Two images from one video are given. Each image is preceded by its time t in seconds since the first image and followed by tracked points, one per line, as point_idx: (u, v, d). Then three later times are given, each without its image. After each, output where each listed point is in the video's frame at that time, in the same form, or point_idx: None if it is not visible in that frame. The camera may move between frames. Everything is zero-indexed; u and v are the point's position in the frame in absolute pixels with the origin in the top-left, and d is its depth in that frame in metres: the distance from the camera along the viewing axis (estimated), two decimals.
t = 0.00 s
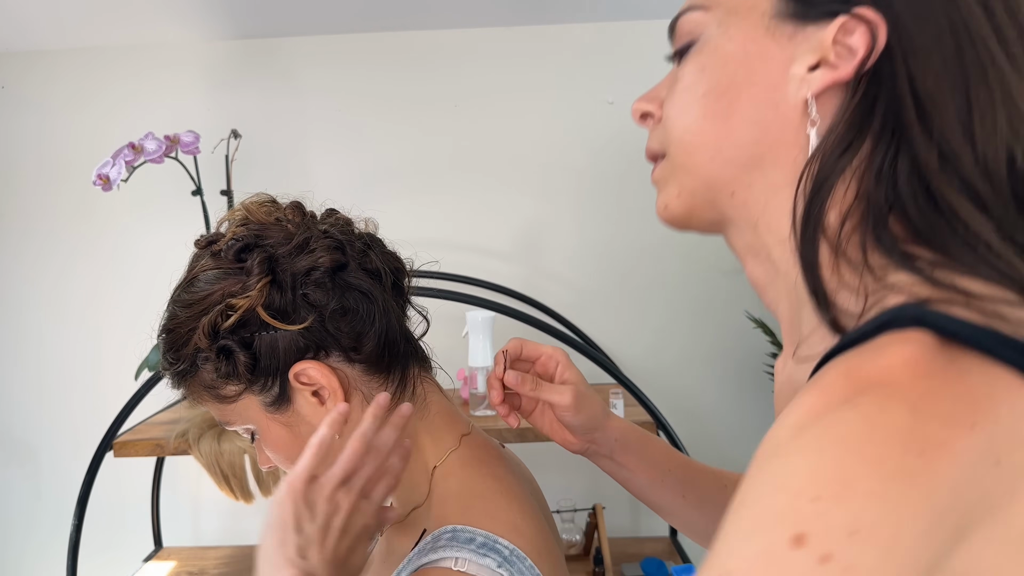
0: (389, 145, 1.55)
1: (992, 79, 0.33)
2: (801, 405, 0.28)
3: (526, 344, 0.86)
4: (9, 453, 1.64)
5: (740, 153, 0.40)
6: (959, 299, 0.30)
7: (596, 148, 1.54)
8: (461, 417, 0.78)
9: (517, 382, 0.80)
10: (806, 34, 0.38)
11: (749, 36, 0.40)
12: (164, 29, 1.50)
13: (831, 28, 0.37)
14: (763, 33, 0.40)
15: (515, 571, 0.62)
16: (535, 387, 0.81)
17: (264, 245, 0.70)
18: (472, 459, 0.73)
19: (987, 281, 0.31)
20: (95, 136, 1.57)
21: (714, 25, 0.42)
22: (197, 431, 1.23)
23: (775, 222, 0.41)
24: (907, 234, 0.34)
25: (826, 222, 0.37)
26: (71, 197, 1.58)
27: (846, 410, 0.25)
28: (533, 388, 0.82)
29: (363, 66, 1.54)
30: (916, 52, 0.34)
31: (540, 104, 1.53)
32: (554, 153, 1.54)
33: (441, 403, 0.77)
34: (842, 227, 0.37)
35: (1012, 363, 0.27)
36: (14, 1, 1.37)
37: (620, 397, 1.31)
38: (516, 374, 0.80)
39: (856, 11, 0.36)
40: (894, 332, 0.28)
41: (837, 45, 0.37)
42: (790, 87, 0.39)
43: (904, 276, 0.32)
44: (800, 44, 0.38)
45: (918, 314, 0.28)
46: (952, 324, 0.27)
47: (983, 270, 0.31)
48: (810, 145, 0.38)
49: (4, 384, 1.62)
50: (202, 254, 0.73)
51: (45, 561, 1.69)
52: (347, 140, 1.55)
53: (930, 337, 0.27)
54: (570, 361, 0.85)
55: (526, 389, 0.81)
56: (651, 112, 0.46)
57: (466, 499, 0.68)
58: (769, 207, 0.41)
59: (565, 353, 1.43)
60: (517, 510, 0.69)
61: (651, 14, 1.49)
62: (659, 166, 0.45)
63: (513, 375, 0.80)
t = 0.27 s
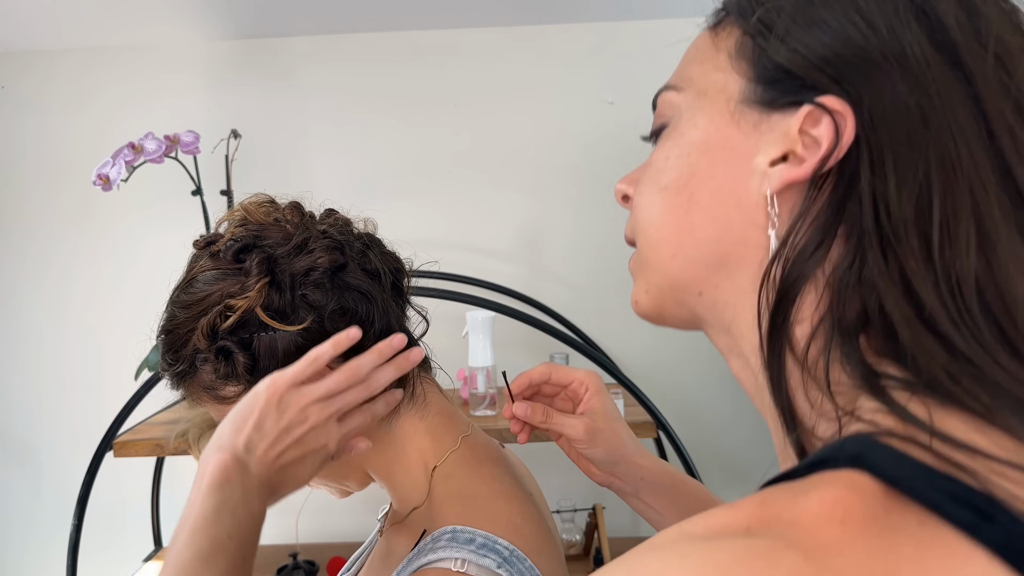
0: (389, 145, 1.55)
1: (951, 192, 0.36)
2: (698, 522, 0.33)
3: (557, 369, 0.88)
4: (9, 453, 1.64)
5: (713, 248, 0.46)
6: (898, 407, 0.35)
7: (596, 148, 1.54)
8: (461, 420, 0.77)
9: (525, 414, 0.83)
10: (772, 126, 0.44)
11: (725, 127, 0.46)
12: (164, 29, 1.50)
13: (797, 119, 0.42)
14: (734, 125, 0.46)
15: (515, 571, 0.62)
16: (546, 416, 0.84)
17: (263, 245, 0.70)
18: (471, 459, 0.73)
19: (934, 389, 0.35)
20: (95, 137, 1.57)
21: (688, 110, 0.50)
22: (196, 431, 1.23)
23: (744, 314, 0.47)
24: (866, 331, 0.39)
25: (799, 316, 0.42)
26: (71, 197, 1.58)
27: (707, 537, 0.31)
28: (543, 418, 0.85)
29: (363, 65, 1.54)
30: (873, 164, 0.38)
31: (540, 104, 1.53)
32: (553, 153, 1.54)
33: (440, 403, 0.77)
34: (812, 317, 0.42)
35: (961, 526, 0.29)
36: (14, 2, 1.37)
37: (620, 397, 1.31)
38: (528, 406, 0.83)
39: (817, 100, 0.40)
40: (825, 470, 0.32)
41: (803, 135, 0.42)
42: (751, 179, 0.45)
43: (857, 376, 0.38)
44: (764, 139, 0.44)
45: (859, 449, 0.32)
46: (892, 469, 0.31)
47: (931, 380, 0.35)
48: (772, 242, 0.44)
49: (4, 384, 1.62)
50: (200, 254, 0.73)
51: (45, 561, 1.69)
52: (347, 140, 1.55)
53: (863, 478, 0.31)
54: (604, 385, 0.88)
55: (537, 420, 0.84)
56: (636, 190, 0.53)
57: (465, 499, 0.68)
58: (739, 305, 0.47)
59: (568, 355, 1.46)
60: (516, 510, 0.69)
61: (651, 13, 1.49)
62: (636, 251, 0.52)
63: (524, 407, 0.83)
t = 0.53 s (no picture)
0: (389, 145, 1.55)
1: (930, 241, 0.36)
2: (678, 546, 0.33)
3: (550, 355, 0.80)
4: (9, 453, 1.64)
5: (691, 287, 0.48)
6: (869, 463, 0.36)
7: (597, 148, 1.53)
8: (457, 421, 0.77)
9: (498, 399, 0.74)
10: (753, 160, 0.45)
11: (705, 164, 0.47)
12: (164, 29, 1.50)
13: (774, 155, 0.43)
14: (713, 162, 0.47)
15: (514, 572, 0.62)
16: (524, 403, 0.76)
17: (261, 245, 0.70)
18: (469, 459, 0.73)
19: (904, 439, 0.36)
20: (95, 137, 1.57)
21: (672, 140, 0.50)
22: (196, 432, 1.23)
23: (724, 352, 0.49)
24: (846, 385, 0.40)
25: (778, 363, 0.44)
26: (70, 197, 1.58)
27: (684, 565, 0.32)
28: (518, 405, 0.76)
29: (363, 65, 1.53)
30: (850, 211, 0.39)
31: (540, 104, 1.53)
32: (554, 153, 1.54)
33: (440, 403, 0.77)
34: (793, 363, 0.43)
35: None
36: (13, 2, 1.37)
37: (620, 398, 1.30)
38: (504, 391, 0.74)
39: (794, 134, 0.42)
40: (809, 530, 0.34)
41: (781, 172, 0.43)
42: (729, 218, 0.46)
43: (839, 430, 0.39)
44: (744, 175, 0.45)
45: (847, 509, 0.34)
46: (879, 532, 0.32)
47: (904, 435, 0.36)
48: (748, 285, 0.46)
49: (3, 384, 1.62)
50: (199, 254, 0.73)
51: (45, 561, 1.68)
52: (347, 140, 1.55)
53: (849, 539, 0.32)
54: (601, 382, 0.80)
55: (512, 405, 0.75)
56: (620, 221, 0.54)
57: (464, 500, 0.68)
58: (717, 349, 0.50)
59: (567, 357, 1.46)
60: (515, 510, 0.69)
61: (651, 13, 1.49)
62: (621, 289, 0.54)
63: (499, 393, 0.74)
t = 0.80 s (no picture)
0: (390, 145, 1.55)
1: (914, 255, 0.37)
2: (670, 555, 0.34)
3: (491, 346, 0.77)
4: (9, 454, 1.64)
5: (676, 306, 0.50)
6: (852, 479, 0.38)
7: (597, 147, 1.53)
8: (455, 422, 0.77)
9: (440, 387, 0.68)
10: (735, 176, 0.47)
11: (688, 177, 0.49)
12: (164, 30, 1.50)
13: (756, 168, 0.45)
14: (696, 176, 0.49)
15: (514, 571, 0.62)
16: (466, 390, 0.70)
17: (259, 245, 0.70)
18: (468, 459, 0.73)
19: (888, 464, 0.37)
20: (95, 137, 1.57)
21: (657, 155, 0.52)
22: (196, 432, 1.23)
23: (712, 369, 0.52)
24: (835, 403, 0.41)
25: (767, 377, 0.46)
26: (70, 197, 1.58)
27: None
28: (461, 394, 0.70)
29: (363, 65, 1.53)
30: (834, 225, 0.41)
31: (540, 104, 1.52)
32: (554, 153, 1.54)
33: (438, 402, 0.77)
34: (781, 378, 0.45)
35: None
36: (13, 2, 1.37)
37: (620, 398, 1.30)
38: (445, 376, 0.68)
39: (773, 148, 0.43)
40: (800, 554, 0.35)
41: (763, 186, 0.45)
42: (711, 233, 0.48)
43: (829, 451, 0.40)
44: (727, 189, 0.47)
45: (842, 535, 0.34)
46: (872, 558, 0.32)
47: (889, 448, 0.37)
48: (731, 301, 0.47)
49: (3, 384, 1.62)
50: (196, 255, 0.72)
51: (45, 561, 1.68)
52: (346, 140, 1.55)
53: (843, 566, 0.32)
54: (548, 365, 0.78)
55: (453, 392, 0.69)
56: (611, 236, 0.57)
57: (462, 500, 0.68)
58: (704, 366, 0.53)
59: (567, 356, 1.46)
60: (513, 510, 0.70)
61: (651, 13, 1.48)
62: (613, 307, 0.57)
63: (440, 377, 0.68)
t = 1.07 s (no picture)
0: (389, 144, 1.55)
1: (900, 264, 0.38)
2: (654, 562, 0.35)
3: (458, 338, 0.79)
4: (10, 454, 1.64)
5: (666, 317, 0.52)
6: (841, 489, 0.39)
7: (596, 147, 1.53)
8: (452, 423, 0.77)
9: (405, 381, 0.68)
10: (724, 182, 0.47)
11: (677, 185, 0.50)
12: (164, 29, 1.50)
13: (744, 175, 0.45)
14: (684, 184, 0.50)
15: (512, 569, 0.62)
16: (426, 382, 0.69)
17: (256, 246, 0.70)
18: (466, 459, 0.73)
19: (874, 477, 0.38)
20: (95, 137, 1.57)
21: (647, 161, 0.54)
22: (196, 432, 1.23)
23: (702, 378, 0.53)
24: (823, 413, 0.42)
25: (757, 386, 0.47)
26: (70, 197, 1.57)
27: None
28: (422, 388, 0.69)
29: (363, 64, 1.53)
30: (820, 235, 0.42)
31: (540, 104, 1.52)
32: (553, 153, 1.53)
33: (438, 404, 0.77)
34: (770, 388, 0.46)
35: None
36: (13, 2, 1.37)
37: (620, 397, 1.30)
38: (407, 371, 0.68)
39: (761, 155, 0.44)
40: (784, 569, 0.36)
41: (752, 193, 0.46)
42: (702, 239, 0.49)
43: (817, 461, 0.41)
44: (715, 196, 0.48)
45: (824, 551, 0.36)
46: None
47: (873, 458, 0.38)
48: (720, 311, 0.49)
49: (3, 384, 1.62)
50: (194, 256, 0.72)
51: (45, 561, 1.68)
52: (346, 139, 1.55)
53: None
54: (512, 358, 0.79)
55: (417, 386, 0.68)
56: (604, 241, 0.58)
57: (461, 499, 0.68)
58: (695, 375, 0.54)
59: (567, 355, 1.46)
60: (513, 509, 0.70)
61: (652, 12, 1.48)
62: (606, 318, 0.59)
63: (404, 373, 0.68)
